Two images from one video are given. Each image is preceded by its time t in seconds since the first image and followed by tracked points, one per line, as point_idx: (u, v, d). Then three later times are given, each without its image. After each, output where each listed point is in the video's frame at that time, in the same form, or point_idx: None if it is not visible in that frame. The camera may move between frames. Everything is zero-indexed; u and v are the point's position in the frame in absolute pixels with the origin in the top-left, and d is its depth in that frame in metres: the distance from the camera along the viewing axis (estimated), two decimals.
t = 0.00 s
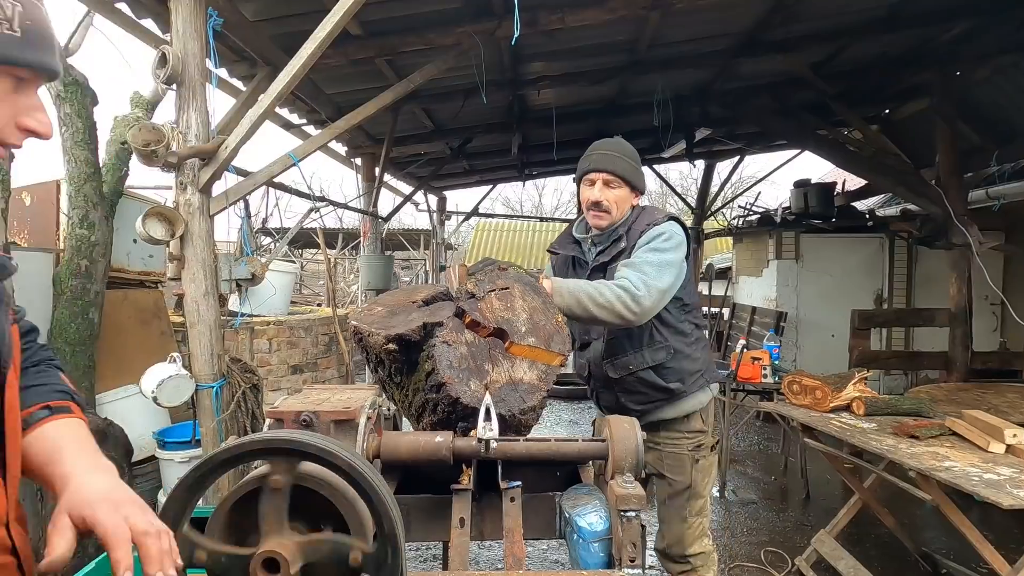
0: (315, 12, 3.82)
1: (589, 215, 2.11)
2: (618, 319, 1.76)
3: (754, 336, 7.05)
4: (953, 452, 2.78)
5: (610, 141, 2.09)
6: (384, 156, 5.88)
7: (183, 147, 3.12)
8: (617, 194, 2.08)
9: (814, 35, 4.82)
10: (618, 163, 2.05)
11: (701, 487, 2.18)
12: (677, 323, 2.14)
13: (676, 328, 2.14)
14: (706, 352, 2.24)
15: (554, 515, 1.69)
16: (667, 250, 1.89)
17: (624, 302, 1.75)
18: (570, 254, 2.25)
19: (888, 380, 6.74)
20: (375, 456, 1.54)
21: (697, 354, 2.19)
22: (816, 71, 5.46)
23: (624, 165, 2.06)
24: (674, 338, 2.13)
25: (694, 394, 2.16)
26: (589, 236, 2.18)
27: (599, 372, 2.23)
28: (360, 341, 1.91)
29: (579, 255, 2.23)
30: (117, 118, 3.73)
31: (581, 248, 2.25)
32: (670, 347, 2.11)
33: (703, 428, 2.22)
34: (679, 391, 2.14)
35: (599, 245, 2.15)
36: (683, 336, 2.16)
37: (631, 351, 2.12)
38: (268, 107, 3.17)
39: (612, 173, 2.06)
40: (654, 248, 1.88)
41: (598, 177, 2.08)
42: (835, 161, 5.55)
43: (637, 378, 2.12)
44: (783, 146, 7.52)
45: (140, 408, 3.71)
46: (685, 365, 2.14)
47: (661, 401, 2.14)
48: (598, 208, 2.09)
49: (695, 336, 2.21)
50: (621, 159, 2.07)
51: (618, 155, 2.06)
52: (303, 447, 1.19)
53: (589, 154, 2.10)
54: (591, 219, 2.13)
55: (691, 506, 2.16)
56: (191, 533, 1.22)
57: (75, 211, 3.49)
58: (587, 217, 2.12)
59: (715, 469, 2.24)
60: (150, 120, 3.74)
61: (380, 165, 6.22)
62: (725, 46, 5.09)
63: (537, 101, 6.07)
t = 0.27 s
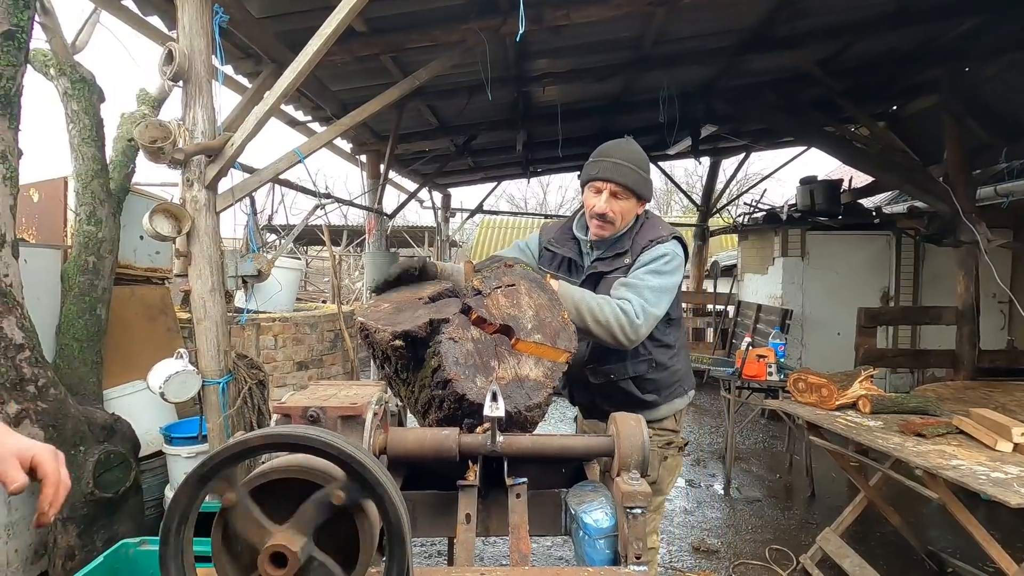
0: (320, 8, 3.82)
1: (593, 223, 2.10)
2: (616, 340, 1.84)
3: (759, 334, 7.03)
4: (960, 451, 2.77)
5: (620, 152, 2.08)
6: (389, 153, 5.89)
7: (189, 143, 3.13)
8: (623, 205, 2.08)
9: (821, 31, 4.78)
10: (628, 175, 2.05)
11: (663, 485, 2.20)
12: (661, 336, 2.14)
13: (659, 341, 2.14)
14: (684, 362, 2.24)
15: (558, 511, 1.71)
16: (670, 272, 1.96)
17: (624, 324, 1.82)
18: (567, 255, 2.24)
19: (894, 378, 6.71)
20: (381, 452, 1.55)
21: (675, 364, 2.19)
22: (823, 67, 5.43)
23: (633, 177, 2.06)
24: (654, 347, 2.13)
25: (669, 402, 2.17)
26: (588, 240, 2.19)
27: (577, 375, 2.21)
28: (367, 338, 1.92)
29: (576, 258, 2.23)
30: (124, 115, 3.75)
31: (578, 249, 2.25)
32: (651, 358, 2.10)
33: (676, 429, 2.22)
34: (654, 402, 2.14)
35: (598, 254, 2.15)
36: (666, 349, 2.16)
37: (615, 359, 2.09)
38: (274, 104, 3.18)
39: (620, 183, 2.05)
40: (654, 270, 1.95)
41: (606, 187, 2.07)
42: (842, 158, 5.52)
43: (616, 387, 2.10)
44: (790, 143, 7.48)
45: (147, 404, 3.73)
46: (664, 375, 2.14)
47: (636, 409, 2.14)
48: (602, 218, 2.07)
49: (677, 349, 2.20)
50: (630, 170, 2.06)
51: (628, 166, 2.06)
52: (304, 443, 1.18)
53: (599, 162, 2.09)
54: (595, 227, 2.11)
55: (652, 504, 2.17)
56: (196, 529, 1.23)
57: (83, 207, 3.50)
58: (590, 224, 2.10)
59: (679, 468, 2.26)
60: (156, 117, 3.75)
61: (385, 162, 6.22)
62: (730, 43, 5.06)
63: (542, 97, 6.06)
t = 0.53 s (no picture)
0: (322, 8, 3.82)
1: (587, 226, 2.07)
2: (613, 349, 1.86)
3: (761, 333, 7.02)
4: (963, 451, 2.77)
5: (618, 153, 2.01)
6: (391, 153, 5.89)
7: (192, 143, 3.14)
8: (618, 211, 2.03)
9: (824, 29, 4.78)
10: (624, 180, 1.98)
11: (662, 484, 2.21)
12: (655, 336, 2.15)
13: (654, 342, 2.15)
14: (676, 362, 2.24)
15: (561, 511, 1.71)
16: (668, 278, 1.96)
17: (624, 334, 1.83)
18: (557, 253, 2.25)
19: (897, 378, 6.70)
20: (383, 452, 1.54)
21: (668, 363, 2.20)
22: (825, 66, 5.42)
23: (629, 181, 1.99)
24: (651, 349, 2.13)
25: (665, 402, 2.17)
26: (580, 239, 2.17)
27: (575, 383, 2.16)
28: (369, 338, 1.92)
29: (568, 257, 2.24)
30: (126, 116, 3.77)
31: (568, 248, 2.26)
32: (649, 361, 2.10)
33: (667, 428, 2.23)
34: (652, 404, 2.14)
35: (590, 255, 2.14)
36: (660, 349, 2.17)
37: (614, 365, 2.06)
38: (276, 103, 3.18)
39: (614, 190, 2.00)
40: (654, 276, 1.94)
41: (601, 191, 2.02)
42: (845, 157, 5.51)
43: (616, 393, 2.08)
44: (792, 142, 7.46)
45: (150, 403, 3.74)
46: (658, 376, 2.15)
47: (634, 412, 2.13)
48: (596, 224, 2.05)
49: (669, 348, 2.22)
50: (628, 174, 1.99)
51: (625, 169, 1.99)
52: (303, 442, 1.18)
53: (594, 164, 2.02)
54: (589, 229, 2.08)
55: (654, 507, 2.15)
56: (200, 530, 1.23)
57: (86, 207, 3.52)
58: (584, 227, 2.08)
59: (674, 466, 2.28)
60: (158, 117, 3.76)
61: (387, 161, 6.23)
62: (733, 42, 5.06)
63: (544, 97, 6.06)
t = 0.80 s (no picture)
0: (323, 8, 3.82)
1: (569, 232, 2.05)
2: (604, 355, 1.90)
3: (762, 333, 7.01)
4: (964, 451, 2.76)
5: (594, 159, 1.94)
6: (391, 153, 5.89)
7: (192, 143, 3.14)
8: (600, 217, 1.99)
9: (825, 29, 4.78)
10: (602, 187, 1.92)
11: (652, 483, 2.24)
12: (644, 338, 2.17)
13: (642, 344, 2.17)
14: (660, 363, 2.27)
15: (561, 511, 1.70)
16: (656, 282, 1.97)
17: (615, 342, 1.87)
18: (540, 257, 2.25)
19: (897, 378, 6.70)
20: (383, 452, 1.54)
21: (653, 365, 2.22)
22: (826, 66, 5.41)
23: (608, 187, 1.93)
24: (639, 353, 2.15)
25: (651, 404, 2.19)
26: (562, 243, 2.16)
27: (563, 388, 2.16)
28: (368, 338, 1.92)
29: (552, 260, 2.22)
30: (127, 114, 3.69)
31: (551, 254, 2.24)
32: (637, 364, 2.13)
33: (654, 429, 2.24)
34: (640, 407, 2.16)
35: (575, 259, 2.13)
36: (647, 351, 2.19)
37: (603, 370, 2.06)
38: (276, 104, 3.18)
39: (594, 197, 1.94)
40: (644, 281, 1.95)
41: (580, 198, 1.97)
42: (845, 157, 5.50)
43: (605, 397, 2.08)
44: (793, 142, 7.45)
45: (150, 403, 3.74)
46: (646, 379, 2.17)
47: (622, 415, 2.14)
48: (577, 231, 2.03)
49: (656, 349, 2.25)
50: (606, 180, 1.93)
51: (602, 176, 1.93)
52: (300, 442, 1.19)
53: (571, 170, 1.96)
54: (572, 235, 2.06)
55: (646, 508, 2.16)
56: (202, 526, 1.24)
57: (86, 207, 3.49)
58: (566, 233, 2.06)
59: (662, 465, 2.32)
60: (158, 117, 3.76)
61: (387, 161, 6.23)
62: (734, 41, 5.06)
63: (545, 97, 6.07)
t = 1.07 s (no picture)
0: (322, 8, 3.82)
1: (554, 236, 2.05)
2: (602, 356, 1.90)
3: (761, 333, 7.02)
4: (963, 451, 2.76)
5: (569, 161, 1.94)
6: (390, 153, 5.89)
7: (191, 143, 3.14)
8: (582, 218, 1.99)
9: (824, 30, 4.78)
10: (579, 188, 1.92)
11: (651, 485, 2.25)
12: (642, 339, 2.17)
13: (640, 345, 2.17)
14: (659, 367, 2.28)
15: (560, 511, 1.71)
16: (649, 280, 1.98)
17: (614, 344, 1.87)
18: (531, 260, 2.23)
19: (896, 378, 6.71)
20: (382, 452, 1.54)
21: (651, 369, 2.23)
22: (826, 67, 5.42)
23: (585, 187, 1.93)
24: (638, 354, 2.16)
25: (649, 408, 2.19)
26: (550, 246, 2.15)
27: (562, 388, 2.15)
28: (368, 338, 1.92)
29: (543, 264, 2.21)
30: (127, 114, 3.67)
31: (542, 251, 2.22)
32: (635, 366, 2.14)
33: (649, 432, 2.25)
34: (638, 408, 2.16)
35: (565, 261, 2.12)
36: (645, 352, 2.19)
37: (602, 370, 2.06)
38: (276, 104, 3.18)
39: (572, 199, 1.94)
40: (636, 281, 1.95)
41: (559, 201, 1.97)
42: (845, 158, 5.51)
43: (604, 398, 2.08)
44: (792, 142, 7.46)
45: (149, 404, 3.73)
46: (644, 381, 2.18)
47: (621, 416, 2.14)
48: (561, 234, 2.03)
49: (654, 351, 2.25)
50: (584, 180, 1.93)
51: (578, 177, 1.93)
52: (292, 443, 1.19)
53: (547, 175, 1.97)
54: (557, 238, 2.06)
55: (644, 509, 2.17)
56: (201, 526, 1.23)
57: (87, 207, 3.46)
58: (551, 237, 2.06)
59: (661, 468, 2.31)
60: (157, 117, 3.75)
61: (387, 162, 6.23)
62: (734, 42, 5.06)
63: (545, 97, 6.07)
